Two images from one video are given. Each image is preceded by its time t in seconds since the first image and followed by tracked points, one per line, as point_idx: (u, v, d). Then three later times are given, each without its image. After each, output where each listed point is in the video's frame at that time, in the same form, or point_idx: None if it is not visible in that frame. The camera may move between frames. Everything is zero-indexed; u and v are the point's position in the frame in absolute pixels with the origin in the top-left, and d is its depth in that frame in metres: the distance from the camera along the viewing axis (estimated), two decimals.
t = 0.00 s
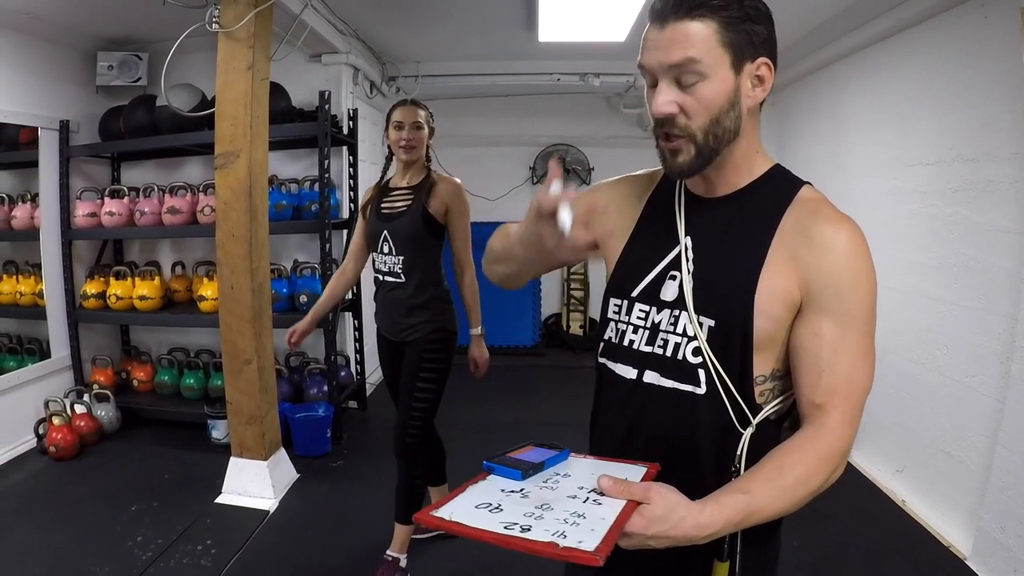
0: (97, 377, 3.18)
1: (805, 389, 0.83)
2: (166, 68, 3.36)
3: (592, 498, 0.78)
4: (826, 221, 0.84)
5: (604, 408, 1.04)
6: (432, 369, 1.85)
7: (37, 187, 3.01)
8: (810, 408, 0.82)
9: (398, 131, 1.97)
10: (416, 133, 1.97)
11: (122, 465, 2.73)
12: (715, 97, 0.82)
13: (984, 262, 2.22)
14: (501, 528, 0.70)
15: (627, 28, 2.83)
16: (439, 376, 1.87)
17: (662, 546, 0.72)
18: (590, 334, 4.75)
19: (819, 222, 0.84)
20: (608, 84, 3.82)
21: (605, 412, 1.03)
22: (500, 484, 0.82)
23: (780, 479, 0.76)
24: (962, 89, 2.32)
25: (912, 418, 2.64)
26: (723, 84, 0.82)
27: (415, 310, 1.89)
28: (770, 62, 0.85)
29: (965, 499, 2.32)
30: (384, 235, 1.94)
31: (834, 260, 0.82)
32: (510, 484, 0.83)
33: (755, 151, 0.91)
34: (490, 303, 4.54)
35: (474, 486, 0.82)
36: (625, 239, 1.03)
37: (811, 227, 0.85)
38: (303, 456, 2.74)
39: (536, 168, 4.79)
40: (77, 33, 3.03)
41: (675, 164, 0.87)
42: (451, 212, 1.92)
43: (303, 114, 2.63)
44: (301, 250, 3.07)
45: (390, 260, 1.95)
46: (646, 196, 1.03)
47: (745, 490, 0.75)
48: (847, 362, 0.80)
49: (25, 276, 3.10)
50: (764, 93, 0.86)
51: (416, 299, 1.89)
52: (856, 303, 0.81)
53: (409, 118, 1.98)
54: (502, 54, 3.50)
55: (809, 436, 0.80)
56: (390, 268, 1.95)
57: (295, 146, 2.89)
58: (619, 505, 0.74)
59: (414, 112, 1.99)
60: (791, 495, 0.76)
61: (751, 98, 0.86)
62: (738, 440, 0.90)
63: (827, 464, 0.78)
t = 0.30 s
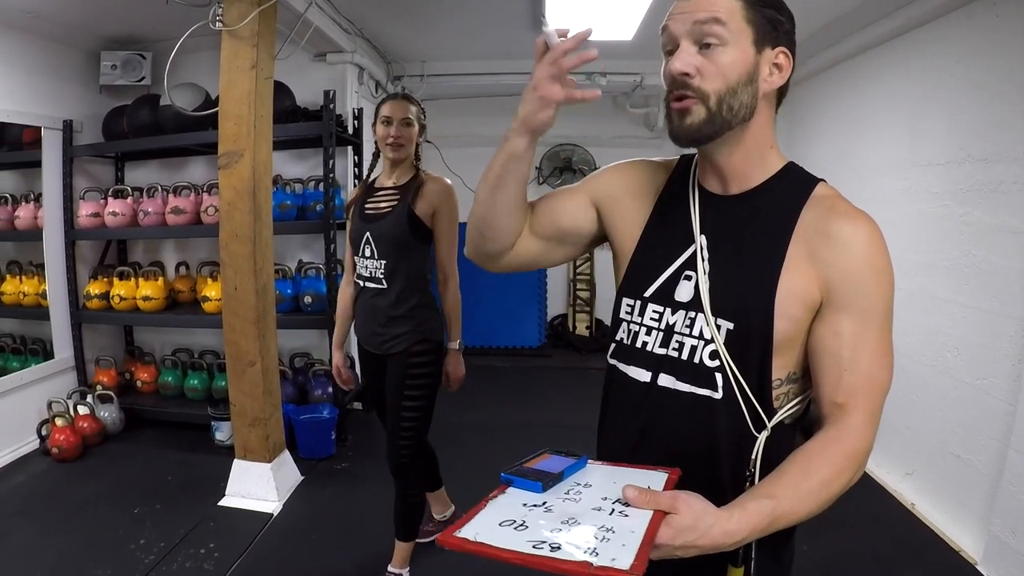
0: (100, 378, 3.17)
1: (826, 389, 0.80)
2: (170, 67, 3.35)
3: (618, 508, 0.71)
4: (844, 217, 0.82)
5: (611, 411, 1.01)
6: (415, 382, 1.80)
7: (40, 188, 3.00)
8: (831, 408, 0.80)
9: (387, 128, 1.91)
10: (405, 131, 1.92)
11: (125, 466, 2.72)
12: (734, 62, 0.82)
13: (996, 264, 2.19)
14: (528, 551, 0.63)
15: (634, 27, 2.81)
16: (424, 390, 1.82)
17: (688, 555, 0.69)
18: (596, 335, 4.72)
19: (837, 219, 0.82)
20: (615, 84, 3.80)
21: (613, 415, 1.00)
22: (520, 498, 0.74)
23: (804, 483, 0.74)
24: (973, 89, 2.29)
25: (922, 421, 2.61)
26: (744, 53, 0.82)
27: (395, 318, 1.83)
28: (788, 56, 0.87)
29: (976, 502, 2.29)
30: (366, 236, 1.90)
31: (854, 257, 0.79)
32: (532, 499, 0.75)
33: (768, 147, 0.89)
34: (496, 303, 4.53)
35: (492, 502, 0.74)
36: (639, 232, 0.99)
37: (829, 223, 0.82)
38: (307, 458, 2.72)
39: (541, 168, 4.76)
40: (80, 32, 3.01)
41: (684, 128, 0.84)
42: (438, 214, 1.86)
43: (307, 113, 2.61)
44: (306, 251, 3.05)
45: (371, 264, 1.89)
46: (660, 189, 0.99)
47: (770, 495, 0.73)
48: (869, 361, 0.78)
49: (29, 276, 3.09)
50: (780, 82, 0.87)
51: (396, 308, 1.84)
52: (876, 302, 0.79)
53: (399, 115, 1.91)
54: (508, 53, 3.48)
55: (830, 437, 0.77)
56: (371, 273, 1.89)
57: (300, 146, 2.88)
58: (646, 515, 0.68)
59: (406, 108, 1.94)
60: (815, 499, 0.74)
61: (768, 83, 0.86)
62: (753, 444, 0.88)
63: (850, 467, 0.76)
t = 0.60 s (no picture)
0: (102, 379, 3.15)
1: (850, 394, 0.81)
2: (173, 66, 3.33)
3: (646, 525, 0.68)
4: (866, 219, 0.81)
5: (625, 419, 0.98)
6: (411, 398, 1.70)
7: (42, 187, 2.99)
8: (856, 414, 0.80)
9: (370, 121, 1.79)
10: (389, 123, 1.79)
11: (127, 468, 2.70)
12: (782, 65, 0.81)
13: (1007, 264, 2.16)
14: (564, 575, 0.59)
15: (639, 24, 2.78)
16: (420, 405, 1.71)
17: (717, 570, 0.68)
18: (601, 335, 4.69)
19: (861, 221, 0.82)
20: (620, 83, 3.78)
21: (627, 424, 0.97)
22: (544, 518, 0.70)
23: (833, 491, 0.75)
24: (984, 87, 2.26)
25: (933, 423, 2.57)
26: (788, 55, 0.82)
27: (385, 329, 1.71)
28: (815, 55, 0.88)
29: (987, 505, 2.26)
30: (345, 238, 1.75)
31: (878, 262, 0.80)
32: (557, 518, 0.71)
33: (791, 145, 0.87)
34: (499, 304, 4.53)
35: (515, 524, 0.69)
36: (657, 231, 0.95)
37: (853, 225, 0.82)
38: (310, 460, 2.71)
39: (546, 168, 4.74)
40: (83, 31, 3.00)
41: (735, 130, 0.82)
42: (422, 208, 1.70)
43: (311, 112, 2.58)
44: (309, 250, 3.03)
45: (352, 267, 1.75)
46: (676, 189, 0.96)
47: (800, 506, 0.73)
48: (893, 366, 0.79)
49: (30, 276, 3.08)
50: (809, 81, 0.88)
51: (382, 317, 1.72)
52: (899, 307, 0.79)
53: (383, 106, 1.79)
54: (513, 52, 3.46)
55: (855, 444, 0.78)
56: (351, 278, 1.76)
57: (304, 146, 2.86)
58: (677, 532, 0.66)
59: (391, 99, 1.81)
60: (845, 506, 0.75)
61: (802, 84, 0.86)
62: (777, 450, 0.86)
63: (877, 472, 0.77)
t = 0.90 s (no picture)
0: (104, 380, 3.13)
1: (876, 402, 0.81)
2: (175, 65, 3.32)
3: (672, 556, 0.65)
4: (886, 220, 0.80)
5: (638, 428, 0.96)
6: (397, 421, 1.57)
7: (44, 186, 2.97)
8: (881, 423, 0.80)
9: (327, 118, 1.61)
10: (347, 116, 1.60)
11: (129, 469, 2.68)
12: (789, 51, 0.81)
13: (1018, 265, 2.13)
14: None
15: (644, 22, 2.76)
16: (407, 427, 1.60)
17: None
18: (605, 336, 4.65)
19: (882, 223, 0.81)
20: (625, 82, 3.75)
21: (641, 434, 0.95)
22: (565, 549, 0.66)
23: (863, 505, 0.76)
24: (996, 86, 2.22)
25: (942, 425, 2.54)
26: (796, 43, 0.82)
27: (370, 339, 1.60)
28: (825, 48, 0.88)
29: (997, 509, 2.23)
30: (323, 245, 1.59)
31: (900, 267, 0.79)
32: (579, 549, 0.67)
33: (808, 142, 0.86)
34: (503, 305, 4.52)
35: (534, 558, 0.65)
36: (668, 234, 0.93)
37: (874, 227, 0.81)
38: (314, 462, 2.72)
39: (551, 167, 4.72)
40: (86, 30, 2.99)
41: (744, 112, 0.81)
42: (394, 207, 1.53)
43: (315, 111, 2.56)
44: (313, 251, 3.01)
45: (332, 276, 1.60)
46: (684, 190, 0.94)
47: (827, 525, 0.75)
48: (919, 372, 0.79)
49: (32, 276, 3.06)
50: (820, 74, 0.87)
51: (367, 328, 1.59)
52: (924, 311, 0.78)
53: (339, 98, 1.60)
54: (518, 51, 3.44)
55: (882, 455, 0.79)
56: (333, 289, 1.60)
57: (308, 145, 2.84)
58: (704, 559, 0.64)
59: (351, 89, 1.62)
60: (873, 520, 0.76)
61: (812, 74, 0.86)
62: (798, 460, 0.84)
63: (905, 482, 0.78)
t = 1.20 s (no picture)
0: (105, 380, 3.12)
1: (889, 407, 0.77)
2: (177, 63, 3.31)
3: (674, 559, 0.63)
4: (902, 219, 0.77)
5: (643, 431, 0.94)
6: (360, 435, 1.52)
7: (45, 185, 2.96)
8: (893, 428, 0.77)
9: (270, 115, 1.52)
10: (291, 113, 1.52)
11: (131, 471, 2.67)
12: (791, 48, 0.77)
13: None
14: None
15: (650, 21, 2.74)
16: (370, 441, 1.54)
17: None
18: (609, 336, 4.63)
19: (896, 221, 0.77)
20: (630, 81, 3.73)
21: (647, 437, 0.93)
22: (563, 549, 0.65)
23: (874, 513, 0.72)
24: (1003, 84, 2.20)
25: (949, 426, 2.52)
26: (798, 37, 0.77)
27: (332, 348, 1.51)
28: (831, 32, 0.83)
29: (1005, 511, 2.21)
30: (275, 248, 1.46)
31: (917, 267, 0.75)
32: (578, 549, 0.66)
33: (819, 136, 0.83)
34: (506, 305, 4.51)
35: (531, 557, 0.65)
36: (677, 233, 0.91)
37: (889, 225, 0.78)
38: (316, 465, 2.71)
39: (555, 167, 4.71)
40: (87, 29, 2.97)
41: (749, 119, 0.78)
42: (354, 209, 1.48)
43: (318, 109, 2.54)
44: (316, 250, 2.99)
45: (287, 282, 1.48)
46: (695, 187, 0.93)
47: (838, 532, 0.70)
48: (935, 376, 0.75)
49: (33, 276, 3.05)
50: (828, 63, 0.82)
51: (325, 338, 1.51)
52: (941, 313, 0.75)
53: (281, 96, 1.53)
54: (522, 50, 3.43)
55: (895, 460, 0.75)
56: (289, 294, 1.49)
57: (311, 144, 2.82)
58: (706, 564, 0.62)
59: (295, 88, 1.55)
60: (885, 527, 0.72)
61: (819, 66, 0.81)
62: (808, 466, 0.82)
63: (919, 489, 0.74)
